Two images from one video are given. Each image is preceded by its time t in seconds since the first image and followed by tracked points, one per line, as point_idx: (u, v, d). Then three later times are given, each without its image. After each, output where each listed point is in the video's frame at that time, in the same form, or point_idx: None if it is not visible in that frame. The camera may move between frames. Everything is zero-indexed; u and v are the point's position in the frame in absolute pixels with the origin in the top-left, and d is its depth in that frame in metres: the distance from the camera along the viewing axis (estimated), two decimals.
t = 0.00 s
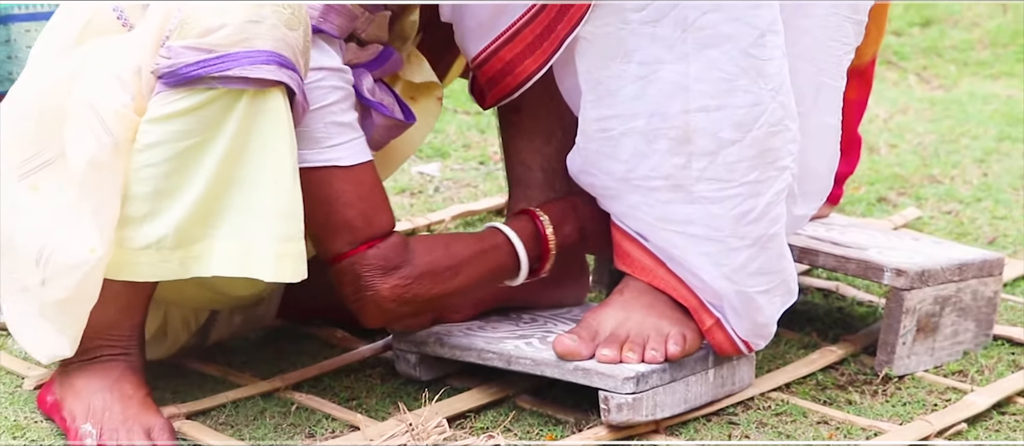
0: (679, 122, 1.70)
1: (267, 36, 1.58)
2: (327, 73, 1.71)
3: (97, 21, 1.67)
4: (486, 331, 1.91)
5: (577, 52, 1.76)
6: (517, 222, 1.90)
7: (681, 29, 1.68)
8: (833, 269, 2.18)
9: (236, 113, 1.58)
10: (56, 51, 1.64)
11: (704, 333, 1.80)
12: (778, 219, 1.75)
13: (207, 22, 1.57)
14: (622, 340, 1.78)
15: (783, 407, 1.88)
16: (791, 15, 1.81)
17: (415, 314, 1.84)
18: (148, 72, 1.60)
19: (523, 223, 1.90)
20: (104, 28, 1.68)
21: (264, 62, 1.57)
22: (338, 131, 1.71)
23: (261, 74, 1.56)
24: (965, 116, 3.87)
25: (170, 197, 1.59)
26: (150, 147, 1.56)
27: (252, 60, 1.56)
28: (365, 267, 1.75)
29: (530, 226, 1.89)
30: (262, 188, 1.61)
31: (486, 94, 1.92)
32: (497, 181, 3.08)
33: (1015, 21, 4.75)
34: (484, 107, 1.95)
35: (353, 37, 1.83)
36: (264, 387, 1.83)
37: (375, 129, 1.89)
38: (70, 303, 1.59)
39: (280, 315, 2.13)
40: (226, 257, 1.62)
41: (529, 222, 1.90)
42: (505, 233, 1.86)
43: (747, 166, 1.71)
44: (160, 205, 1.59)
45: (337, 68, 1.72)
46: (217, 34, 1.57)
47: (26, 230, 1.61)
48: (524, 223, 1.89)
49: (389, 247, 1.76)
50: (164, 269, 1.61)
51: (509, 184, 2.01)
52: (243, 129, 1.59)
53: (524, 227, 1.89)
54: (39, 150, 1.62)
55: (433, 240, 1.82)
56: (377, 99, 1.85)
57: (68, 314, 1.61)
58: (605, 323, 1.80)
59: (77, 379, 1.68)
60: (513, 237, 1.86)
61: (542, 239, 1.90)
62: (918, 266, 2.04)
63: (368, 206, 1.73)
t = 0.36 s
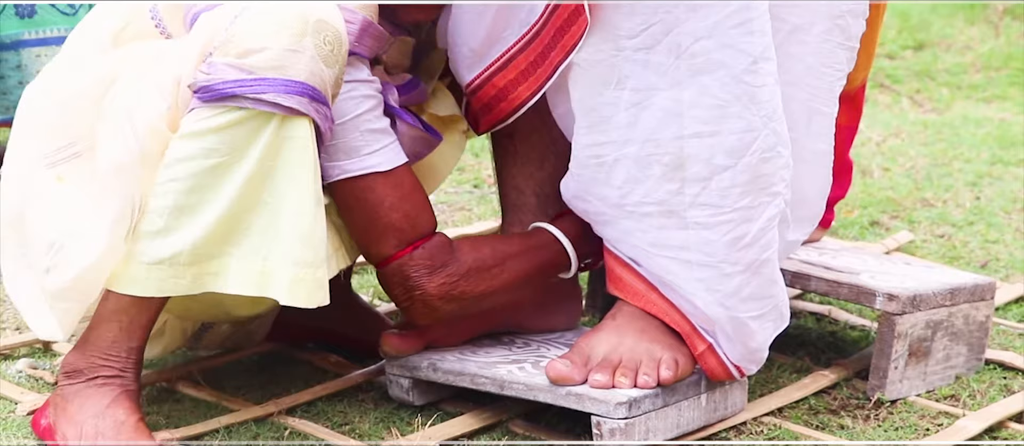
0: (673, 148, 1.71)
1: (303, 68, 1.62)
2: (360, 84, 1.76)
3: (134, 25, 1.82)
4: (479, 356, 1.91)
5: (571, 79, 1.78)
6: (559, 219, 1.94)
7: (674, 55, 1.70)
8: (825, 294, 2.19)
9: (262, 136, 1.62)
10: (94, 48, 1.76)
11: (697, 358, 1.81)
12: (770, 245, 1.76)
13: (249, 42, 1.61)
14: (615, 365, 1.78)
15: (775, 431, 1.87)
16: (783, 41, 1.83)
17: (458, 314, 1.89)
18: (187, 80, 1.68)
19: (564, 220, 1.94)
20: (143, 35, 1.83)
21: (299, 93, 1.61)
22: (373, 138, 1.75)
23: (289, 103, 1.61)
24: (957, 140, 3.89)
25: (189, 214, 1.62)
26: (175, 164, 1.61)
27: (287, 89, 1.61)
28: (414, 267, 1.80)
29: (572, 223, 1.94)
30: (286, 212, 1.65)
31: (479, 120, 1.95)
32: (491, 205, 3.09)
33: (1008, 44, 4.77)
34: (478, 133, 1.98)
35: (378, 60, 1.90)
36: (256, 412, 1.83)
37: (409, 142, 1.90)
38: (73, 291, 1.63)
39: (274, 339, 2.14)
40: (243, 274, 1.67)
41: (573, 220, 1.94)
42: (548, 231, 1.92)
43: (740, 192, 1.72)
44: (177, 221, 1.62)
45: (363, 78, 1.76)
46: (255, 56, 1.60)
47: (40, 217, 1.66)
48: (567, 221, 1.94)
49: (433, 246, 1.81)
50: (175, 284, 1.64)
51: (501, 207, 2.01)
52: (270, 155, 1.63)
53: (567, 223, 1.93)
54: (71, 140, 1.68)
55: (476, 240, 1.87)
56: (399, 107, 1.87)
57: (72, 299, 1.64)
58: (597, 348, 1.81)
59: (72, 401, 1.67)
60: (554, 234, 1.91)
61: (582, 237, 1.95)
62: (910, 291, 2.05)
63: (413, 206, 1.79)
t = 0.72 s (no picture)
0: (669, 170, 1.72)
1: (321, 93, 1.65)
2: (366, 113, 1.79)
3: (159, 31, 1.93)
4: (473, 375, 1.91)
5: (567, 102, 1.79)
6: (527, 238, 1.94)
7: (670, 77, 1.71)
8: (817, 314, 2.20)
9: (276, 156, 1.64)
10: (121, 50, 1.88)
11: (689, 378, 1.81)
12: (766, 264, 1.76)
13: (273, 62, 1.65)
14: (607, 385, 1.78)
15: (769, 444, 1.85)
16: (778, 62, 1.84)
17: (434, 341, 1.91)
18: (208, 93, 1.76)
19: (530, 239, 1.94)
20: (166, 38, 1.94)
21: (315, 117, 1.64)
22: (370, 170, 1.78)
23: (305, 126, 1.63)
24: (950, 159, 3.90)
25: (197, 231, 1.63)
26: (189, 178, 1.62)
27: (304, 112, 1.63)
28: (380, 302, 1.83)
29: (538, 240, 1.93)
30: (293, 233, 1.66)
31: (483, 142, 1.97)
32: (485, 223, 3.10)
33: (1000, 63, 4.80)
34: (484, 152, 1.99)
35: (395, 85, 1.93)
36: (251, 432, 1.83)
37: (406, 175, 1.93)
38: (75, 281, 1.76)
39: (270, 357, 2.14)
40: (246, 293, 1.67)
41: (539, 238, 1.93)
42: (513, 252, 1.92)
43: (736, 213, 1.72)
44: (184, 237, 1.63)
45: (371, 107, 1.80)
46: (277, 75, 1.64)
47: (50, 211, 1.78)
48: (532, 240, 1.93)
49: (402, 280, 1.83)
50: (177, 300, 1.64)
51: (494, 226, 2.02)
52: (280, 176, 1.65)
53: (532, 242, 1.93)
54: (87, 139, 1.80)
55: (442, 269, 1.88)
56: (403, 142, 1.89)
57: (73, 292, 1.77)
58: (590, 368, 1.81)
59: (64, 419, 1.65)
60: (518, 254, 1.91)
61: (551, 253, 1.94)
62: (903, 311, 2.05)
63: (388, 239, 1.81)
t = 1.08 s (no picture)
0: (666, 202, 1.73)
1: (323, 125, 1.65)
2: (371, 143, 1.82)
3: (163, 63, 1.94)
4: (469, 407, 1.90)
5: (570, 134, 1.80)
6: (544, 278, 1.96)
7: (668, 109, 1.73)
8: (814, 346, 2.20)
9: (279, 185, 1.65)
10: (125, 79, 1.89)
11: (686, 410, 1.82)
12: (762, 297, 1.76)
13: (277, 93, 1.66)
14: (604, 416, 1.78)
15: None
16: (774, 95, 1.86)
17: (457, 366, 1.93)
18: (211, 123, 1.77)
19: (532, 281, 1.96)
20: (172, 70, 1.95)
21: (317, 149, 1.65)
22: (378, 196, 1.79)
23: (307, 158, 1.64)
24: (947, 188, 3.92)
25: (199, 259, 1.64)
26: (193, 207, 1.63)
27: (306, 143, 1.64)
28: (413, 326, 1.85)
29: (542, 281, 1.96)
30: (296, 262, 1.67)
31: (483, 175, 1.97)
32: (482, 252, 3.11)
33: (996, 93, 4.82)
34: (483, 184, 1.99)
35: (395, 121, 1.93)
36: None
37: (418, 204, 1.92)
38: (78, 312, 1.76)
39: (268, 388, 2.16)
40: (247, 322, 1.68)
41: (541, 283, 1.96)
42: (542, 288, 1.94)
43: (733, 246, 1.73)
44: (186, 264, 1.64)
45: (374, 139, 1.82)
46: (281, 107, 1.65)
47: (54, 243, 1.79)
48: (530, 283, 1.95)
49: (432, 304, 1.85)
50: (177, 329, 1.64)
51: (493, 257, 2.03)
52: (282, 206, 1.65)
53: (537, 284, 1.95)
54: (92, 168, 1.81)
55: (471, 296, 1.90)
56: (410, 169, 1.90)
57: (76, 321, 1.78)
58: (587, 399, 1.81)
59: None
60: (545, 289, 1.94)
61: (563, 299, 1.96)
62: (898, 343, 2.06)
63: (412, 264, 1.83)
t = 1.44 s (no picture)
0: (667, 225, 1.74)
1: (329, 156, 1.66)
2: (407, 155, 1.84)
3: (181, 94, 1.92)
4: (469, 429, 1.90)
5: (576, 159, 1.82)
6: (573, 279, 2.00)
7: (670, 134, 1.74)
8: (812, 369, 2.20)
9: (283, 215, 1.66)
10: (140, 110, 1.89)
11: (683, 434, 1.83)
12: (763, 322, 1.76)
13: (282, 123, 1.67)
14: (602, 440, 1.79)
15: None
16: (775, 121, 1.87)
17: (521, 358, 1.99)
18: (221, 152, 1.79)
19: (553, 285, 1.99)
20: (190, 104, 1.93)
21: (324, 180, 1.66)
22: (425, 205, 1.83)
23: (315, 189, 1.65)
24: (946, 212, 3.93)
25: (202, 286, 1.65)
26: (198, 234, 1.65)
27: (313, 175, 1.65)
28: (490, 319, 1.91)
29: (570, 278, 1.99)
30: (297, 292, 1.67)
31: (484, 200, 1.97)
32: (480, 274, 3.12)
33: (994, 117, 4.84)
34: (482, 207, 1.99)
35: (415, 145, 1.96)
36: None
37: (460, 205, 1.91)
38: (85, 340, 1.77)
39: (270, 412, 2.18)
40: (244, 351, 1.67)
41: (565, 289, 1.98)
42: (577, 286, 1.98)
43: (733, 270, 1.73)
44: (190, 291, 1.65)
45: (404, 155, 1.84)
46: (287, 138, 1.66)
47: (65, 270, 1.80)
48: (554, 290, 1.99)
49: (502, 296, 1.91)
50: (179, 355, 1.65)
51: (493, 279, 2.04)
52: (286, 235, 1.67)
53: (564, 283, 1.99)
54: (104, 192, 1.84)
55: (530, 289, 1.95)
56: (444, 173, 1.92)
57: (84, 348, 1.78)
58: (586, 422, 1.81)
59: None
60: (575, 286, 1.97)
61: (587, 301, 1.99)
62: (897, 367, 2.06)
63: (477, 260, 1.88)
